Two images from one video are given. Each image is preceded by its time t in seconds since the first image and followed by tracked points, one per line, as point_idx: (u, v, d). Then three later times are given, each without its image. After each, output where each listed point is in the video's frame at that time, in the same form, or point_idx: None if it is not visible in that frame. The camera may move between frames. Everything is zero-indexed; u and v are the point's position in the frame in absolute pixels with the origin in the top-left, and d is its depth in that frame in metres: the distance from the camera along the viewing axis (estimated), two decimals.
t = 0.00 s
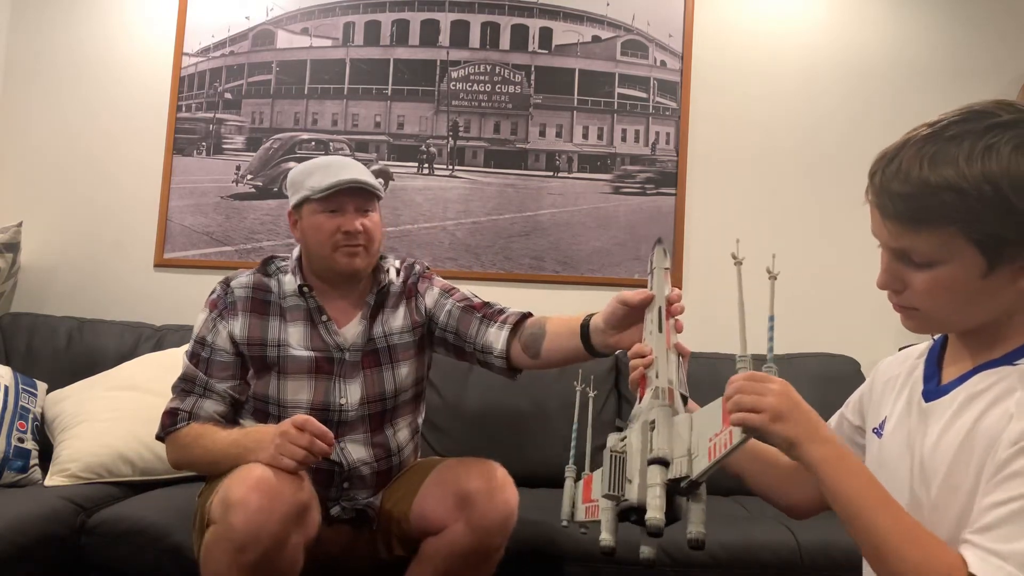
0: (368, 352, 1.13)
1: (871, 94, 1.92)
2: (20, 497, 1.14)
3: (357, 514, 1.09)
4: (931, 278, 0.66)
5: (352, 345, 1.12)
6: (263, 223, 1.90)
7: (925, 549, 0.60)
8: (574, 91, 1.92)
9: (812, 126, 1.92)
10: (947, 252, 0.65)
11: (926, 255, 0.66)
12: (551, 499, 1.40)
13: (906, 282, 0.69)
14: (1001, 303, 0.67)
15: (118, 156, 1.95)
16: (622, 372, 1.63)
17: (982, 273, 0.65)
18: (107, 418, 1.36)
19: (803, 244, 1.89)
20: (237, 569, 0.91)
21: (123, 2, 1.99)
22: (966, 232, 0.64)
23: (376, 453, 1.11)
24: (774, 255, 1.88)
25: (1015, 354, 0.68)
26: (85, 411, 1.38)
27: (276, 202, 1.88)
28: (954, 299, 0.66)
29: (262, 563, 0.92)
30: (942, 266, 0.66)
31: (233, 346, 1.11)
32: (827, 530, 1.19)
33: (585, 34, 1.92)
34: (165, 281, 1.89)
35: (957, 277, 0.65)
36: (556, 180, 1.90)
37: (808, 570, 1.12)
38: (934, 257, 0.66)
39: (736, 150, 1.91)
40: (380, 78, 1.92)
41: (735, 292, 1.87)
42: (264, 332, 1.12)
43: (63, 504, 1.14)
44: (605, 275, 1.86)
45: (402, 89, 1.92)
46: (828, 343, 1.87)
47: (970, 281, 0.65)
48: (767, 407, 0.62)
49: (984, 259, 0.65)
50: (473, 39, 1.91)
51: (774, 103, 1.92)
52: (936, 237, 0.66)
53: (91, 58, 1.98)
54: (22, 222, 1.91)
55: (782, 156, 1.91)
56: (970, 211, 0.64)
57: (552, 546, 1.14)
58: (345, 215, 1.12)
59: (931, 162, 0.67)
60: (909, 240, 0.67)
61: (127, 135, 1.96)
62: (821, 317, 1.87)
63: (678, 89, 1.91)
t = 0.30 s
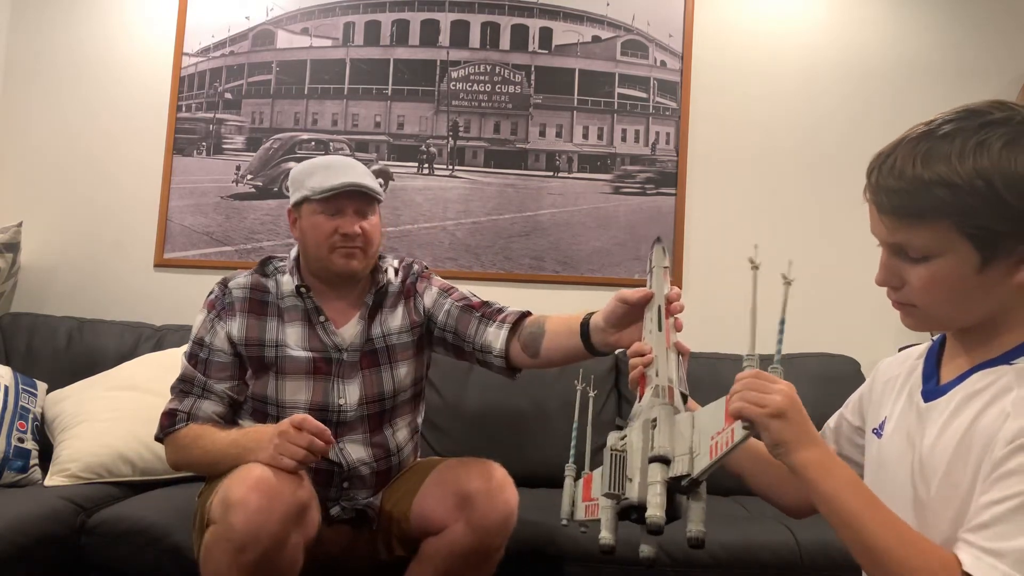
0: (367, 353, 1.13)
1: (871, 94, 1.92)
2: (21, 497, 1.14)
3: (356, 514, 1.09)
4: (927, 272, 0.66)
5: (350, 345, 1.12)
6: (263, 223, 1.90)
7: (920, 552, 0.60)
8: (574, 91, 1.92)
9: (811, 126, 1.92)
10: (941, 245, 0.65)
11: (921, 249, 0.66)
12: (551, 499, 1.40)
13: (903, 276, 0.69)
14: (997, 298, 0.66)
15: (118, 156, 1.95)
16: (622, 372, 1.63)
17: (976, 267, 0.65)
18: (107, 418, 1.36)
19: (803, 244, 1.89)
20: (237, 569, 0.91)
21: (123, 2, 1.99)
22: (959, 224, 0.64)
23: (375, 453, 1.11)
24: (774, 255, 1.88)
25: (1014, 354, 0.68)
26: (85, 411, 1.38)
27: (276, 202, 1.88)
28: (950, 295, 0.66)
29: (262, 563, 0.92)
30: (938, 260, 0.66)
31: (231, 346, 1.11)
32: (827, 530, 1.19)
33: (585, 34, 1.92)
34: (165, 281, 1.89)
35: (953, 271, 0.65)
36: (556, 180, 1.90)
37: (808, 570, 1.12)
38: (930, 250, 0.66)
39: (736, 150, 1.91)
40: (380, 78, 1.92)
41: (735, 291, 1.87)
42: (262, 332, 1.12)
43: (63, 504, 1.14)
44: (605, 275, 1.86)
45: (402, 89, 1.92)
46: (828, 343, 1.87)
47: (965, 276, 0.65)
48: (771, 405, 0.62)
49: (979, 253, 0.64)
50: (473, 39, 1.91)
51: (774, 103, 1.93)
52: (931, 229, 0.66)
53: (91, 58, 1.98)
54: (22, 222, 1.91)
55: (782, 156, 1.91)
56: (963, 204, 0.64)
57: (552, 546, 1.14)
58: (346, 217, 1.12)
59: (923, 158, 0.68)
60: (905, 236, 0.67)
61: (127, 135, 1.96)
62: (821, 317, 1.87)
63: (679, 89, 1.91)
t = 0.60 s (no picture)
0: (365, 352, 1.13)
1: (871, 94, 1.92)
2: (21, 497, 1.14)
3: (357, 514, 1.09)
4: (914, 262, 0.68)
5: (349, 345, 1.12)
6: (263, 223, 1.90)
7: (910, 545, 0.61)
8: (574, 91, 1.92)
9: (811, 127, 1.92)
10: (923, 234, 0.67)
11: (906, 238, 0.68)
12: (551, 499, 1.40)
13: (893, 266, 0.70)
14: (984, 291, 0.66)
15: (118, 156, 1.95)
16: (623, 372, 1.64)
17: (957, 258, 0.65)
18: (107, 418, 1.36)
19: (803, 244, 1.89)
20: (237, 569, 0.91)
21: (123, 2, 1.99)
22: (938, 213, 0.66)
23: (374, 452, 1.11)
24: (774, 256, 1.89)
25: (1013, 352, 0.67)
26: (85, 411, 1.38)
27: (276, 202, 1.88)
28: (935, 286, 0.67)
29: (262, 563, 0.92)
30: (921, 250, 0.67)
31: (230, 347, 1.11)
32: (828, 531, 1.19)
33: (585, 34, 1.92)
34: (165, 281, 1.89)
35: (934, 260, 0.66)
36: (556, 180, 1.90)
37: (808, 571, 1.12)
38: (914, 239, 0.67)
39: (736, 150, 1.91)
40: (380, 78, 1.92)
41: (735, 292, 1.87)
42: (260, 332, 1.12)
43: (63, 504, 1.14)
44: (605, 275, 1.86)
45: (402, 89, 1.92)
46: (828, 343, 1.87)
47: (948, 267, 0.66)
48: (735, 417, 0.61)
49: (961, 244, 0.65)
50: (473, 39, 1.91)
51: (774, 102, 1.93)
52: (914, 217, 0.68)
53: (91, 58, 1.98)
54: (22, 222, 1.90)
55: (782, 156, 1.91)
56: (944, 194, 0.66)
57: (552, 546, 1.14)
58: (351, 218, 1.12)
59: (907, 152, 0.70)
60: (891, 227, 0.70)
61: (127, 135, 1.96)
62: (821, 317, 1.87)
63: (679, 89, 1.91)
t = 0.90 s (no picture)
0: (367, 350, 1.13)
1: (871, 94, 1.92)
2: (21, 497, 1.14)
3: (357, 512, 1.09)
4: (897, 256, 0.69)
5: (350, 343, 1.12)
6: (263, 223, 1.90)
7: None
8: (574, 91, 1.92)
9: (811, 126, 1.92)
10: (904, 228, 0.68)
11: (890, 233, 0.69)
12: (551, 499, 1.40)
13: (881, 262, 0.71)
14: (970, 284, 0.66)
15: (118, 156, 1.95)
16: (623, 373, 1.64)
17: (936, 252, 0.66)
18: (108, 418, 1.36)
19: (803, 244, 1.89)
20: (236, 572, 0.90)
21: (122, 2, 1.99)
22: (919, 206, 0.67)
23: (375, 451, 1.11)
24: (774, 256, 1.88)
25: (1004, 350, 0.66)
26: (85, 411, 1.38)
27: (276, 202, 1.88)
28: (917, 279, 0.67)
29: (261, 566, 0.91)
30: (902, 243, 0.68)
31: (231, 345, 1.11)
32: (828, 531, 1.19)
33: (585, 34, 1.92)
34: (165, 281, 1.89)
35: (915, 254, 0.67)
36: (556, 180, 1.90)
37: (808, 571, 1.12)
38: (897, 233, 0.69)
39: (736, 150, 1.91)
40: (380, 78, 1.92)
41: (735, 292, 1.87)
42: (262, 331, 1.12)
43: (62, 503, 1.14)
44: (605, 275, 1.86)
45: (402, 89, 1.92)
46: (828, 343, 1.87)
47: (926, 261, 0.67)
48: (708, 508, 0.58)
49: (939, 238, 0.66)
50: (473, 39, 1.91)
51: (774, 102, 1.93)
52: (895, 212, 0.69)
53: (91, 58, 1.98)
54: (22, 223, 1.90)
55: (782, 156, 1.91)
56: (924, 188, 0.66)
57: (551, 546, 1.14)
58: (349, 216, 1.12)
59: (893, 151, 0.72)
60: (878, 223, 0.71)
61: (127, 135, 1.96)
62: (821, 317, 1.87)
63: (679, 89, 1.91)
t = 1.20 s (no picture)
0: (369, 343, 1.14)
1: (871, 94, 1.92)
2: (20, 497, 1.14)
3: (359, 506, 1.08)
4: (885, 242, 0.69)
5: (351, 336, 1.12)
6: (263, 223, 1.90)
7: None
8: (574, 91, 1.92)
9: (811, 127, 1.92)
10: (891, 214, 0.69)
11: (880, 219, 0.70)
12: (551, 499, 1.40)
13: (872, 251, 0.72)
14: (940, 283, 0.66)
15: (118, 156, 1.95)
16: (623, 372, 1.64)
17: (914, 240, 0.67)
18: (108, 417, 1.36)
19: (803, 244, 1.89)
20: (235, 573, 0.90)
21: (122, 2, 1.99)
22: (904, 194, 0.68)
23: (376, 442, 1.11)
24: (774, 256, 1.89)
25: (1008, 357, 0.63)
26: (85, 411, 1.38)
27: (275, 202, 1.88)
28: (897, 265, 0.68)
29: (260, 566, 0.91)
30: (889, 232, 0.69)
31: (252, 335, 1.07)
32: (828, 531, 1.19)
33: (585, 34, 1.93)
34: (165, 281, 1.89)
35: (898, 240, 0.68)
36: (556, 180, 1.90)
37: (808, 571, 1.12)
38: (883, 219, 0.70)
39: (736, 150, 1.91)
40: (380, 78, 1.92)
41: (734, 291, 1.87)
42: (273, 324, 1.10)
43: (62, 503, 1.14)
44: (605, 275, 1.86)
45: (402, 89, 1.92)
46: (828, 343, 1.87)
47: (909, 249, 0.67)
48: None
49: (920, 226, 0.67)
50: (473, 39, 1.91)
51: (774, 102, 1.93)
52: (885, 197, 0.70)
53: (91, 58, 1.98)
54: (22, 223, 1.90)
55: (782, 156, 1.91)
56: (910, 177, 0.67)
57: (551, 545, 1.14)
58: (337, 213, 1.11)
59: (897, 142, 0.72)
60: (869, 209, 0.72)
61: (127, 135, 1.96)
62: (821, 317, 1.87)
63: (678, 89, 1.91)
